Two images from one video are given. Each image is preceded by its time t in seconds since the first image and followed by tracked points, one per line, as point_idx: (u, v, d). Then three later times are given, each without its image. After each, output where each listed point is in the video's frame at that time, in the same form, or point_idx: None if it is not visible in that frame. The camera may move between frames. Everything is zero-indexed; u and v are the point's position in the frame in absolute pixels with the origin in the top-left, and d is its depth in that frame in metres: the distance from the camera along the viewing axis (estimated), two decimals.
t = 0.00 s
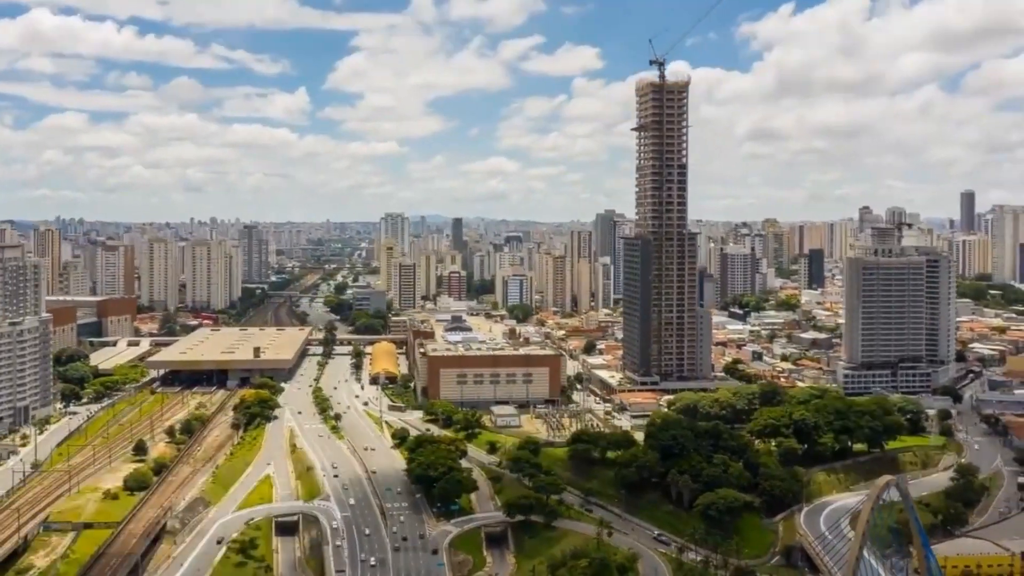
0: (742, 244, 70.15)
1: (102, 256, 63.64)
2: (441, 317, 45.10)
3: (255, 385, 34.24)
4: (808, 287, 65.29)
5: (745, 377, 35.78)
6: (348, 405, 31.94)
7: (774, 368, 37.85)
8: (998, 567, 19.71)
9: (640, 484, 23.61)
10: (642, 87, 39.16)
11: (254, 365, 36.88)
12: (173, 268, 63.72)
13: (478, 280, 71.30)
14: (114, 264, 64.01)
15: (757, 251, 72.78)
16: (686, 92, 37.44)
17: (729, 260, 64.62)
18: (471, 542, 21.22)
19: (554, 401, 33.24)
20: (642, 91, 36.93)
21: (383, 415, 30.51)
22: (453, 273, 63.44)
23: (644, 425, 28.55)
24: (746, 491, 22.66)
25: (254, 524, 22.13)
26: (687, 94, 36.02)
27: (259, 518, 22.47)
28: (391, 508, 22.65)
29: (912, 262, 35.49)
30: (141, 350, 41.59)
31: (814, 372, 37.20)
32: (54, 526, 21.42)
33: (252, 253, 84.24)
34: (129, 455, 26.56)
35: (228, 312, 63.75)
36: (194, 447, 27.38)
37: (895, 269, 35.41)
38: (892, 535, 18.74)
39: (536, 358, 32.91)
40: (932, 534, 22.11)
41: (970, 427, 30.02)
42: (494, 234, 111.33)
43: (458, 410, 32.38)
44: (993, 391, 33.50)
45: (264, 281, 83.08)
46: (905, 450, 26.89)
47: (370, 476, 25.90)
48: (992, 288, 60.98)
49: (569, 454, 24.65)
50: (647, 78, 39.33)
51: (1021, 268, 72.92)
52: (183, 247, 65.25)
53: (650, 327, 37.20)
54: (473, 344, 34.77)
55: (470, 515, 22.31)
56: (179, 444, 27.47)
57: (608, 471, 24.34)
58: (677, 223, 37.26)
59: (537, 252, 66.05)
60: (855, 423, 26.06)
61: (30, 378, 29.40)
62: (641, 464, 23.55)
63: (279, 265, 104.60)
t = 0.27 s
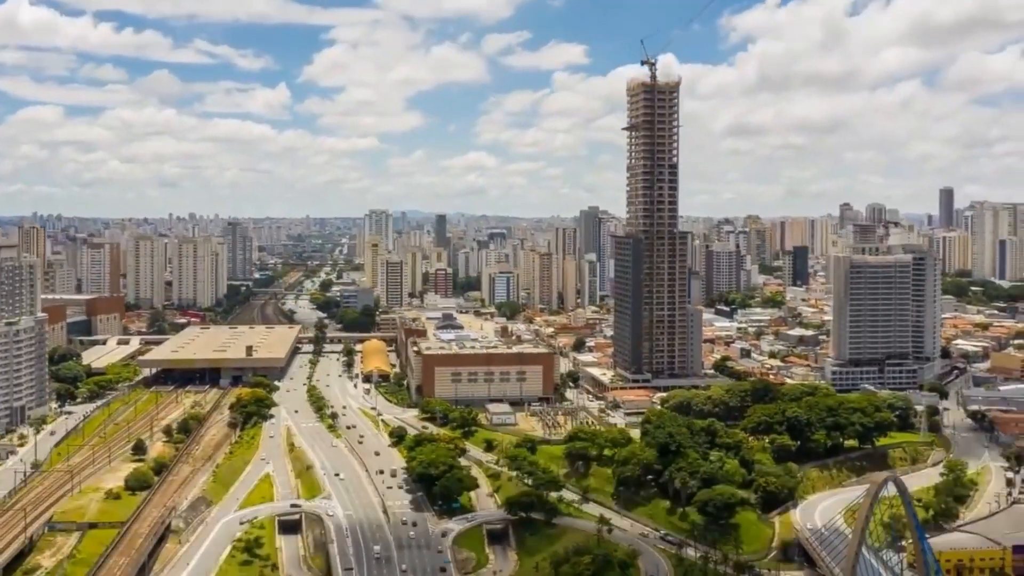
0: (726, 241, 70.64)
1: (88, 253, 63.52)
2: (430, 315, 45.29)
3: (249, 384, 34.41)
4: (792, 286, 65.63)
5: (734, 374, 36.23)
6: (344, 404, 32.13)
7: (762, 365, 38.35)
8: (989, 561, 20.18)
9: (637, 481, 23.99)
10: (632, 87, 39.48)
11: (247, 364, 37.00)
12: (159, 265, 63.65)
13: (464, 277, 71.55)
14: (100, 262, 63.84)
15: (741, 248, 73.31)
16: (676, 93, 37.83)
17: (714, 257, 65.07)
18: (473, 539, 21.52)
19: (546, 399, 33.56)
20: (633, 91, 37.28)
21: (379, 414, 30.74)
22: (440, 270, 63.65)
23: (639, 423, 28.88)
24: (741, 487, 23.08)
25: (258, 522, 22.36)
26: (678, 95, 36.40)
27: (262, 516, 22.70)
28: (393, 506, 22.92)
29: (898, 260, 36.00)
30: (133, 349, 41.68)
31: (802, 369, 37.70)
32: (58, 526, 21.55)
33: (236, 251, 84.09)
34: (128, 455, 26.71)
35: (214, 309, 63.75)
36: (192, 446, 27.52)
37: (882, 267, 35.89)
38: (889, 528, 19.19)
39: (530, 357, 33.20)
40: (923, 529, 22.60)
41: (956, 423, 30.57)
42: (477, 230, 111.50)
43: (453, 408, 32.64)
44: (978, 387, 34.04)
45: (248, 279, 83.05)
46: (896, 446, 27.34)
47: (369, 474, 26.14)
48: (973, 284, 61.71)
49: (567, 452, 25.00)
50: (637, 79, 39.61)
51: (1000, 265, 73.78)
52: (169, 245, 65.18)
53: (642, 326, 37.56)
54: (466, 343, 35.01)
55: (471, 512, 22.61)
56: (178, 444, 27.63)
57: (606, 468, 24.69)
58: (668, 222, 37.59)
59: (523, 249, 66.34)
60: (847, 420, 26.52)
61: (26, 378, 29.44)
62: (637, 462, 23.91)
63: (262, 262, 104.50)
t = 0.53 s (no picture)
0: (712, 238, 71.10)
1: (76, 251, 63.32)
2: (422, 314, 45.50)
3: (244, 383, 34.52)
4: (779, 282, 66.04)
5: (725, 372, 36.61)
6: (340, 403, 32.31)
7: (753, 362, 38.74)
8: (982, 556, 20.62)
9: (635, 479, 24.31)
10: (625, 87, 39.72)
11: (241, 363, 37.13)
12: (148, 263, 63.51)
13: (452, 274, 71.71)
14: (88, 259, 63.66)
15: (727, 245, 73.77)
16: (669, 93, 38.14)
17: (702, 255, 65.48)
18: (475, 537, 21.79)
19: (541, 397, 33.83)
20: (626, 91, 37.56)
21: (376, 412, 30.92)
22: (429, 268, 63.80)
23: (634, 420, 29.20)
24: (738, 484, 23.43)
25: (261, 521, 22.55)
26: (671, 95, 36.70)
27: (265, 515, 22.88)
28: (395, 504, 23.17)
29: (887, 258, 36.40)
30: (125, 348, 41.69)
31: (792, 366, 38.12)
32: (63, 526, 21.69)
33: (222, 247, 83.91)
34: (128, 454, 26.81)
35: (203, 307, 63.65)
36: (190, 445, 27.67)
37: (872, 266, 36.28)
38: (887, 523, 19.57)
39: (524, 355, 33.44)
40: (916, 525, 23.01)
41: (946, 420, 31.03)
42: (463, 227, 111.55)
43: (448, 406, 32.85)
44: (966, 384, 34.54)
45: (235, 276, 82.93)
46: (887, 442, 27.76)
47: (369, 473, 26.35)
48: (957, 281, 62.42)
49: (565, 451, 25.30)
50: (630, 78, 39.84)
51: (983, 261, 74.57)
52: (157, 242, 65.04)
53: (636, 324, 37.87)
54: (461, 341, 35.23)
55: (472, 510, 22.88)
56: (177, 443, 27.74)
57: (604, 466, 24.98)
58: (661, 221, 37.88)
59: (512, 246, 66.58)
60: (840, 417, 26.91)
61: (23, 378, 29.48)
62: (635, 460, 24.22)
63: (248, 259, 104.33)
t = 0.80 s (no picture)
0: (700, 235, 71.53)
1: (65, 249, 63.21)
2: (414, 311, 45.71)
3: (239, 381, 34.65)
4: (767, 278, 66.74)
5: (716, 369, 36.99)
6: (336, 402, 32.49)
7: (744, 360, 39.19)
8: (976, 551, 20.89)
9: (632, 476, 24.63)
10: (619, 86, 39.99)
11: (235, 361, 37.24)
12: (137, 261, 63.45)
13: (441, 271, 71.92)
14: (77, 258, 63.56)
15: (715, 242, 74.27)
16: (661, 93, 38.41)
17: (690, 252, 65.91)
18: (477, 535, 22.05)
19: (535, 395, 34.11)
20: (620, 91, 37.81)
21: (373, 411, 31.13)
22: (418, 265, 63.99)
23: (630, 418, 29.51)
24: (735, 481, 23.79)
25: (264, 520, 22.74)
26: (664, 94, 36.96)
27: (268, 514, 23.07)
28: (395, 503, 23.40)
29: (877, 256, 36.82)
30: (118, 346, 41.73)
31: (782, 363, 38.54)
32: (67, 526, 21.83)
33: (210, 245, 83.84)
34: (127, 454, 26.94)
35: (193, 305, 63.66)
36: (189, 445, 27.82)
37: (862, 264, 36.69)
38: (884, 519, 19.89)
39: (519, 354, 33.70)
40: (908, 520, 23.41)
41: (935, 417, 31.48)
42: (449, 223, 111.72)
43: (443, 404, 33.09)
44: (954, 381, 35.02)
45: (223, 273, 82.88)
46: (879, 439, 28.15)
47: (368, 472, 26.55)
48: (942, 278, 63.12)
49: (563, 449, 25.60)
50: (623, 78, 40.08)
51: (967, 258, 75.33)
52: (146, 240, 64.99)
53: (629, 322, 38.16)
54: (455, 339, 35.45)
55: (473, 508, 23.14)
56: (176, 443, 27.87)
57: (602, 464, 25.28)
58: (654, 221, 38.16)
59: (501, 244, 66.83)
60: (833, 415, 27.29)
61: (20, 378, 29.54)
62: (632, 457, 24.53)
63: (235, 256, 104.24)
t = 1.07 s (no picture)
0: (687, 233, 72.02)
1: (52, 247, 63.01)
2: (405, 309, 45.94)
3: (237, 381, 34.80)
4: (753, 275, 67.29)
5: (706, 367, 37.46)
6: (332, 400, 32.74)
7: (734, 358, 39.83)
8: (967, 545, 21.36)
9: (629, 474, 25.00)
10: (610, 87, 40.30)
11: (230, 361, 37.37)
12: (125, 258, 63.33)
13: (428, 268, 72.14)
14: (64, 255, 63.40)
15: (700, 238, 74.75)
16: (653, 93, 38.79)
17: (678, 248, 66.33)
18: (480, 532, 22.39)
19: (529, 392, 34.44)
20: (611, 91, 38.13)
21: (370, 410, 31.40)
22: (407, 262, 64.17)
23: (625, 416, 29.90)
24: (731, 477, 24.21)
25: (267, 519, 22.99)
26: (655, 94, 37.31)
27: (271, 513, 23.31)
28: (397, 502, 23.70)
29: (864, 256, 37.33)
30: (109, 346, 41.71)
31: (772, 360, 39.02)
32: (72, 526, 21.99)
33: (196, 242, 83.75)
34: (127, 453, 27.08)
35: (181, 303, 63.56)
36: (189, 444, 28.01)
37: (851, 263, 37.18)
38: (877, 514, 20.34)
39: (514, 352, 34.00)
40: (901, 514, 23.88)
41: (924, 413, 32.00)
42: (434, 221, 111.89)
43: (439, 402, 33.36)
44: (941, 378, 35.61)
45: (209, 271, 82.75)
46: (869, 435, 28.62)
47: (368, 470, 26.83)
48: (925, 274, 63.91)
49: (561, 447, 25.95)
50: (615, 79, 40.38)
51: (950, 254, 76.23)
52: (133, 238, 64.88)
53: (621, 320, 38.51)
54: (450, 338, 35.73)
55: (474, 506, 23.46)
56: (175, 443, 28.03)
57: (599, 461, 25.66)
58: (645, 220, 38.50)
59: (489, 241, 67.10)
60: (825, 411, 27.73)
61: (18, 378, 29.61)
62: (630, 455, 24.91)
63: (219, 253, 104.05)
